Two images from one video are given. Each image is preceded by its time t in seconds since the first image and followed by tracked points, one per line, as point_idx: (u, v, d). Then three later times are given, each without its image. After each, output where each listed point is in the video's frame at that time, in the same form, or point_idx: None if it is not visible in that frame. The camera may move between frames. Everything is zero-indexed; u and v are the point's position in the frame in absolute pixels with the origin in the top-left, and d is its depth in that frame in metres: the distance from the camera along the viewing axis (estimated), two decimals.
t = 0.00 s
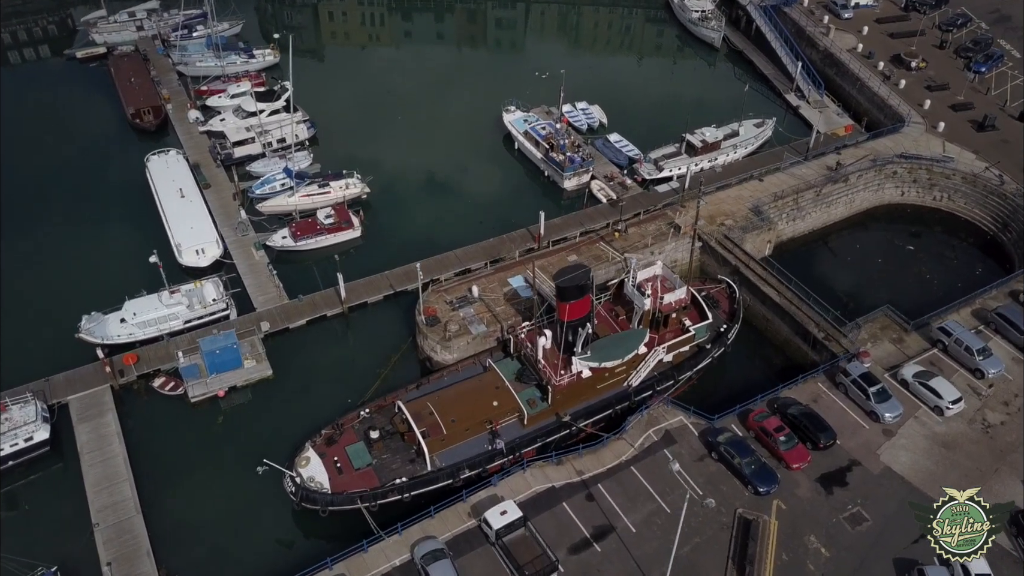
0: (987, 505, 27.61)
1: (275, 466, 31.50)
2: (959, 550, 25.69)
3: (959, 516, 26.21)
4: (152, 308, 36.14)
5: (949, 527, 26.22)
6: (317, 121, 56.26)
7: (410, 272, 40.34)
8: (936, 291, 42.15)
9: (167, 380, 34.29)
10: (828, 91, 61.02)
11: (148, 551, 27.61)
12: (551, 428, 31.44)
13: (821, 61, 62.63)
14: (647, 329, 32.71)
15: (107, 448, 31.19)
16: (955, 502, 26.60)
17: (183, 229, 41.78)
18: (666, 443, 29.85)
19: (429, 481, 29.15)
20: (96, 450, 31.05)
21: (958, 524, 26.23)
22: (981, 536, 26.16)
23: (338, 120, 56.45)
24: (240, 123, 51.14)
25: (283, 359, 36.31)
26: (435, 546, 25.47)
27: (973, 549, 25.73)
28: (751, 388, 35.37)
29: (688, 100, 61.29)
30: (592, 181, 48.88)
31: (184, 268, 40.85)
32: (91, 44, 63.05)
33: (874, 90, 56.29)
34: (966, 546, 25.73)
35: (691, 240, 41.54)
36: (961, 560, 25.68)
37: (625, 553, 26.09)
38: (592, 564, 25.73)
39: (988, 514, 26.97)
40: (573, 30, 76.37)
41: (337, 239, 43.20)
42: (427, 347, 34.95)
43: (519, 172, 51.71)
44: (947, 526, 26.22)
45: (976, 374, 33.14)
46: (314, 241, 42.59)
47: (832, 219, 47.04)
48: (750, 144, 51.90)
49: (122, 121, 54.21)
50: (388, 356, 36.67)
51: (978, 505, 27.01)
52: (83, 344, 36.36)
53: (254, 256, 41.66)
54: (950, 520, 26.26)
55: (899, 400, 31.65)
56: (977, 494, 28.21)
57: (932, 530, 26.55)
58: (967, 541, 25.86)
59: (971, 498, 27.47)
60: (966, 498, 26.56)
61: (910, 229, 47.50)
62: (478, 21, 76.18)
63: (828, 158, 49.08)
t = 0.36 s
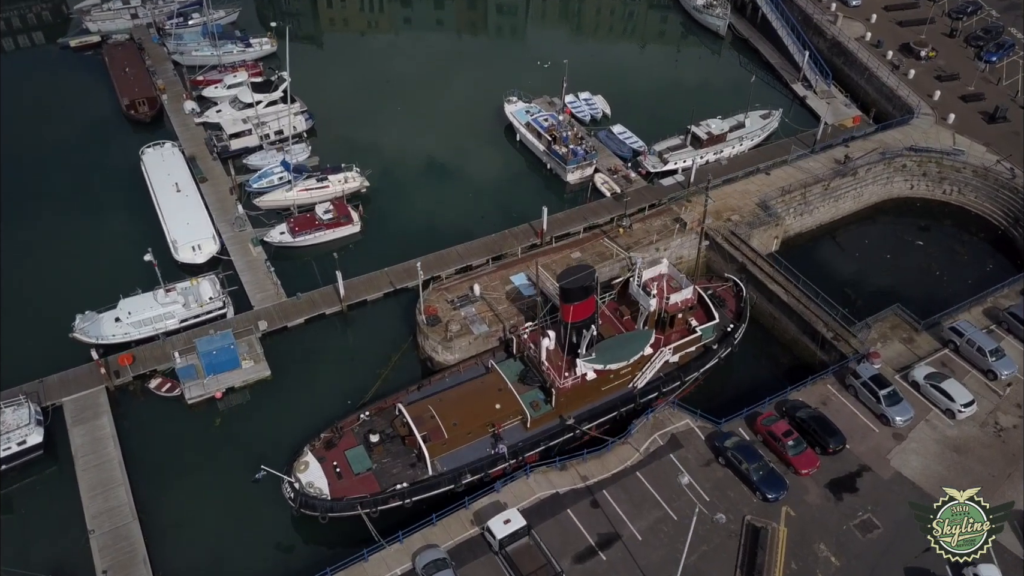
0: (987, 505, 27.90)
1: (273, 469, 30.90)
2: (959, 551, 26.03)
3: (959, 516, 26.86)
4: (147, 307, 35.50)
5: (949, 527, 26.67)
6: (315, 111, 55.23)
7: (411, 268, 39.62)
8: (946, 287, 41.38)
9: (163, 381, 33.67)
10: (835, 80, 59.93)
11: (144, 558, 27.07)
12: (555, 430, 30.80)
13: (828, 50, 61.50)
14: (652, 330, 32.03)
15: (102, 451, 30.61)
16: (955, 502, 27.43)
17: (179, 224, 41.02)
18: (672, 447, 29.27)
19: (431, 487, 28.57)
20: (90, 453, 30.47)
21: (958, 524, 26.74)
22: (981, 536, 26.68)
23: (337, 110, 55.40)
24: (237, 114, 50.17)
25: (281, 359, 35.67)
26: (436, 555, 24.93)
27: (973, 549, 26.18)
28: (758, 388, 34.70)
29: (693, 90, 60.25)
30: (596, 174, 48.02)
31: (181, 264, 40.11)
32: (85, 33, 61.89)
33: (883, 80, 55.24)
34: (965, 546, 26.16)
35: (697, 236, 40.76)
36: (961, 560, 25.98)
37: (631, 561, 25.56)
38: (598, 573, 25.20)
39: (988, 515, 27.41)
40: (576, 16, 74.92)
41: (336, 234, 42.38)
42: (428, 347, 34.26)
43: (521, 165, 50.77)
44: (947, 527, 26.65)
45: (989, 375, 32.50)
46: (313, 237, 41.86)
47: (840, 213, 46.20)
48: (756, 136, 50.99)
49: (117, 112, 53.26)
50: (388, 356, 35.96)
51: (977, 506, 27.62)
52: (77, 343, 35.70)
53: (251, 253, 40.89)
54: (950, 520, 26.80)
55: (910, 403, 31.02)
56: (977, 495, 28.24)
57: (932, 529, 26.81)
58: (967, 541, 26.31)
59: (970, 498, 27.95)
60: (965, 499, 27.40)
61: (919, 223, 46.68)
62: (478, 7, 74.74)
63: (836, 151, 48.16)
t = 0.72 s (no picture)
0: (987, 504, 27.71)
1: (271, 473, 30.31)
2: (959, 551, 25.86)
3: (959, 516, 26.71)
4: (143, 306, 34.81)
5: (949, 527, 26.48)
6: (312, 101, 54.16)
7: (411, 265, 38.89)
8: (957, 284, 40.60)
9: (160, 382, 33.03)
10: (843, 70, 58.81)
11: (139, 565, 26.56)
12: (559, 433, 30.20)
13: (836, 39, 60.32)
14: (658, 331, 31.36)
15: (97, 454, 30.05)
16: (956, 502, 27.28)
17: (175, 219, 40.24)
18: (679, 452, 28.69)
19: (432, 492, 28.04)
20: (85, 457, 29.93)
21: (958, 524, 26.57)
22: (980, 536, 26.60)
23: (335, 99, 54.32)
24: (234, 105, 49.18)
25: (279, 358, 35.04)
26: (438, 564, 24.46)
27: (972, 549, 26.08)
28: (765, 389, 34.06)
29: (698, 80, 59.14)
30: (599, 167, 47.11)
31: (177, 261, 39.37)
32: (79, 20, 60.66)
33: (893, 70, 54.16)
34: (965, 546, 26.05)
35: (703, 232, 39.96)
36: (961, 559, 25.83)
37: (636, 570, 25.06)
38: None
39: (988, 514, 27.32)
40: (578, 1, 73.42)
41: (335, 230, 41.49)
42: (429, 347, 33.59)
43: (524, 157, 49.81)
44: (947, 526, 26.45)
45: (1001, 377, 31.91)
46: (311, 233, 41.05)
47: (849, 207, 45.35)
48: (763, 128, 50.04)
49: (112, 103, 52.32)
50: (388, 355, 35.27)
51: (977, 506, 27.49)
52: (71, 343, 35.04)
53: (249, 249, 40.12)
54: (951, 520, 26.61)
55: (921, 406, 30.41)
56: (978, 495, 27.88)
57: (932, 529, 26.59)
58: (966, 541, 26.21)
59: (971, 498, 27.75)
60: (965, 499, 27.35)
61: (929, 217, 45.84)
62: None
63: (844, 144, 47.23)
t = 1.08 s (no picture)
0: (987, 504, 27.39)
1: (269, 478, 29.76)
2: (959, 551, 25.63)
3: (959, 516, 26.44)
4: (138, 305, 34.14)
5: (949, 527, 26.21)
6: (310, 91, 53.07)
7: (412, 263, 38.20)
8: (967, 282, 39.87)
9: (156, 385, 32.27)
10: (851, 60, 57.68)
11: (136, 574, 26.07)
12: (563, 438, 29.61)
13: (845, 28, 59.12)
14: (664, 334, 30.72)
15: (92, 459, 29.53)
16: (955, 502, 26.97)
17: (171, 216, 39.49)
18: (686, 458, 28.12)
19: (434, 499, 27.50)
20: (81, 462, 29.40)
21: (958, 524, 26.30)
22: (980, 536, 26.38)
23: (334, 88, 53.16)
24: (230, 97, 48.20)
25: (278, 359, 34.41)
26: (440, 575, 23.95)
27: (972, 549, 25.88)
28: (773, 390, 33.41)
29: (704, 69, 57.99)
30: (603, 160, 46.23)
31: (174, 258, 38.65)
32: (72, 8, 59.45)
33: (903, 61, 53.08)
34: (965, 546, 25.82)
35: (710, 229, 39.20)
36: (960, 559, 25.58)
37: None
38: None
39: (988, 514, 27.05)
40: None
41: (333, 226, 40.75)
42: (430, 349, 32.94)
43: (526, 149, 48.86)
44: (947, 526, 26.18)
45: (1014, 379, 31.30)
46: (310, 229, 40.23)
47: (858, 202, 44.51)
48: (770, 120, 49.09)
49: (106, 94, 51.35)
50: (389, 355, 34.62)
51: (976, 505, 27.21)
52: (66, 343, 34.42)
53: (246, 245, 39.37)
54: (951, 520, 26.32)
55: (933, 411, 29.80)
56: (978, 495, 27.57)
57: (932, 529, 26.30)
58: (966, 541, 25.98)
59: (971, 498, 27.44)
60: (965, 499, 27.07)
61: (939, 212, 45.03)
62: None
63: (853, 137, 46.30)
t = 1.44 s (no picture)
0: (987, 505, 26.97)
1: (268, 483, 29.23)
2: (959, 551, 25.32)
3: (959, 516, 26.09)
4: (134, 305, 33.52)
5: (949, 527, 25.88)
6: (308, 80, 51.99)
7: (412, 260, 37.52)
8: (979, 279, 39.16)
9: (152, 387, 31.72)
10: (859, 49, 56.55)
11: None
12: (567, 442, 29.02)
13: (854, 16, 57.89)
14: (671, 336, 30.09)
15: (88, 463, 29.03)
16: (955, 502, 26.59)
17: (166, 211, 38.75)
18: (692, 463, 27.57)
19: (436, 506, 26.98)
20: (76, 467, 28.90)
21: (958, 523, 25.97)
22: (980, 536, 26.04)
23: (332, 76, 51.99)
24: (227, 88, 47.21)
25: (277, 359, 33.79)
26: None
27: (972, 549, 25.59)
28: (781, 391, 32.78)
29: (710, 57, 56.77)
30: (607, 153, 45.34)
31: (170, 254, 37.93)
32: None
33: (913, 50, 51.99)
34: (965, 546, 25.50)
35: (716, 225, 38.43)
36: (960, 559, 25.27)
37: None
38: None
39: (989, 514, 26.67)
40: None
41: (333, 222, 39.99)
42: (432, 349, 32.31)
43: (529, 140, 47.91)
44: (947, 526, 25.85)
45: None
46: (309, 225, 39.49)
47: (867, 196, 43.68)
48: (777, 111, 48.11)
49: (100, 84, 50.35)
50: (390, 355, 34.01)
51: (977, 505, 26.80)
52: (60, 342, 33.81)
53: (244, 242, 38.63)
54: (951, 520, 26.00)
55: (945, 415, 29.22)
56: (978, 495, 27.14)
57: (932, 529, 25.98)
58: (966, 540, 25.67)
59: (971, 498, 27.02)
60: (965, 498, 26.68)
61: (950, 206, 44.22)
62: None
63: (863, 129, 45.35)
